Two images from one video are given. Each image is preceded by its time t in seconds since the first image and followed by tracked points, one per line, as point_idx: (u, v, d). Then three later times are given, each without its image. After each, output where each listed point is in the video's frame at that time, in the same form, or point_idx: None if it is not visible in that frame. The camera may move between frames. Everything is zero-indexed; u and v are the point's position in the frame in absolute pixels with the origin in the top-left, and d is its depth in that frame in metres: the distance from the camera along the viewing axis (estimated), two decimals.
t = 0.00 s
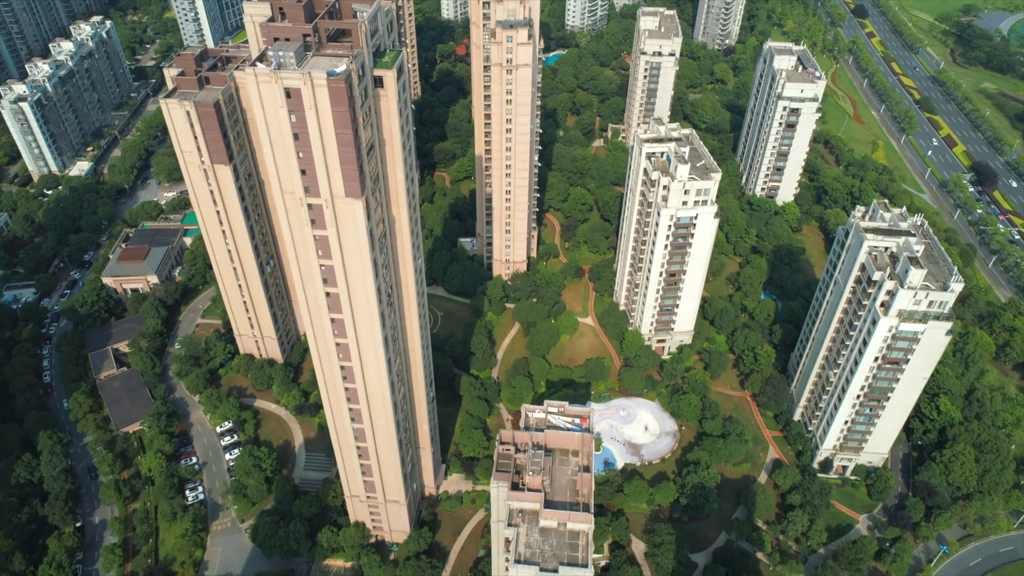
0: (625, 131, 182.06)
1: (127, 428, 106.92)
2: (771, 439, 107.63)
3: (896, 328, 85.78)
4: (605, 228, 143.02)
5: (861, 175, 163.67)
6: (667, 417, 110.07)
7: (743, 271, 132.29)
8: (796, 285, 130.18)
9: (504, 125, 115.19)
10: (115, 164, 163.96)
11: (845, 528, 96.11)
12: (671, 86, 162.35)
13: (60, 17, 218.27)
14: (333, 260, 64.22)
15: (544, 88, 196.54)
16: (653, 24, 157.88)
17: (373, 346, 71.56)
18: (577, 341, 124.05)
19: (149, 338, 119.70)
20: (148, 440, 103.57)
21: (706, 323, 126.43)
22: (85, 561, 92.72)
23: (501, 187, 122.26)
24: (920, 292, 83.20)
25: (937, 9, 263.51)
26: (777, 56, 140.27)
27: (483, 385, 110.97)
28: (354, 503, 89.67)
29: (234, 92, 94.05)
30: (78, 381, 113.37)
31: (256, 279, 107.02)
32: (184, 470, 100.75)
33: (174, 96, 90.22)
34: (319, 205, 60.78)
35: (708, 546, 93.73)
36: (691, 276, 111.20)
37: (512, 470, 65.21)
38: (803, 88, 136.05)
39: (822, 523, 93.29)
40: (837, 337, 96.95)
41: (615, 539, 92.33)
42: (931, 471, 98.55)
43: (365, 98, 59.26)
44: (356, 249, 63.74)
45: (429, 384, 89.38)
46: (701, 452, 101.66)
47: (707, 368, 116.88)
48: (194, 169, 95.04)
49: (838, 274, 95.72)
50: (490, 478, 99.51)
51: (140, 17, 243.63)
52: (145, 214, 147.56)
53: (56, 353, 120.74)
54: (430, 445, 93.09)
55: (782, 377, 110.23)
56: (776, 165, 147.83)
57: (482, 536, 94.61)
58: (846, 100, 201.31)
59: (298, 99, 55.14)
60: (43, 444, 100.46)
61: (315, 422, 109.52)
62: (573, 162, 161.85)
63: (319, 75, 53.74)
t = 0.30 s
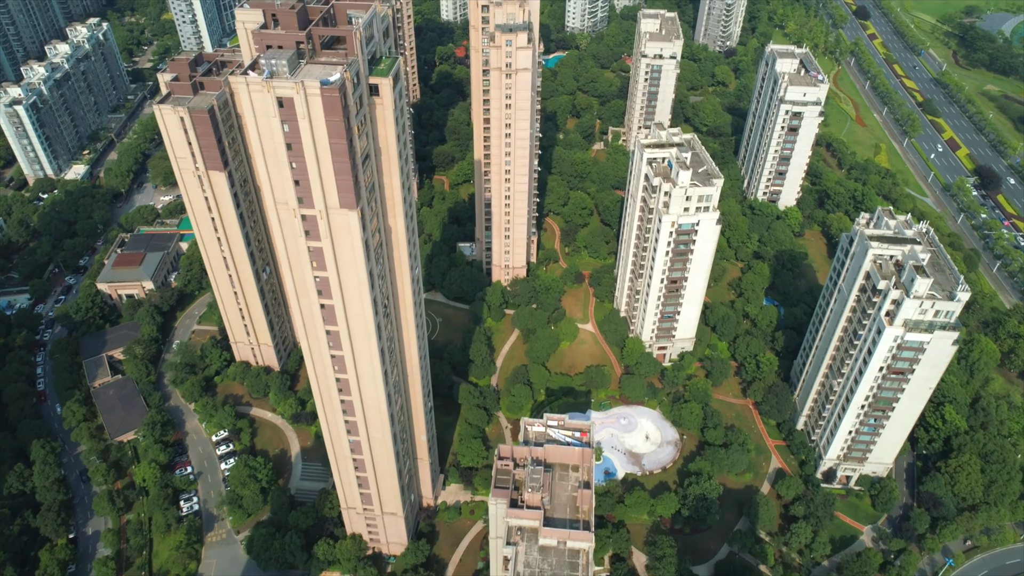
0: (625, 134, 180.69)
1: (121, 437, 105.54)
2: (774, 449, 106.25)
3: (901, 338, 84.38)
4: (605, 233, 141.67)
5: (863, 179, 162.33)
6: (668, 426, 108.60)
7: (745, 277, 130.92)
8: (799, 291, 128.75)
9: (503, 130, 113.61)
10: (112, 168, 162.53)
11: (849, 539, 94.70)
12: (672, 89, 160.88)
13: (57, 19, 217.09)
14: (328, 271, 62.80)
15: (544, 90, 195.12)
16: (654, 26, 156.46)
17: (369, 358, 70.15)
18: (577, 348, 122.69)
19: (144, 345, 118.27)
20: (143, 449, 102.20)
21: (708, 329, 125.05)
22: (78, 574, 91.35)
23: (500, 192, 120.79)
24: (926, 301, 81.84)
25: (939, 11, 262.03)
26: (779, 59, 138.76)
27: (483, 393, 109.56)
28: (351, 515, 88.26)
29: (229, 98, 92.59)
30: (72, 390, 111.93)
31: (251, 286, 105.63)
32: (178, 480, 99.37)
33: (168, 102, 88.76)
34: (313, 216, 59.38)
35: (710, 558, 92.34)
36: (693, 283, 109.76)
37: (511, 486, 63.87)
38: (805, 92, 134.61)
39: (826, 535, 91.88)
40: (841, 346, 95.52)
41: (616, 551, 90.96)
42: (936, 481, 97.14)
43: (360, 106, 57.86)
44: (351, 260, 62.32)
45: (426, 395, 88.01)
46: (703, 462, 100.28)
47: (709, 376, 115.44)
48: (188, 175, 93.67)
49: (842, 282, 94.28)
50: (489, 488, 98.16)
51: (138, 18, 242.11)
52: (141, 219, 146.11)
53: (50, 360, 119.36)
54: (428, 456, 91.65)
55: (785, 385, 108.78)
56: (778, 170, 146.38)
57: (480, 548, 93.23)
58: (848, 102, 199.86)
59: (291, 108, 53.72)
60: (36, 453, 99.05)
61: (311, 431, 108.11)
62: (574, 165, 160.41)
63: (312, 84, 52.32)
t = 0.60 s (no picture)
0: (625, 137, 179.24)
1: (115, 447, 104.07)
2: (777, 458, 104.87)
3: (907, 348, 82.90)
4: (606, 238, 140.27)
5: (866, 183, 160.98)
6: (669, 435, 107.18)
7: (747, 283, 129.47)
8: (802, 298, 127.32)
9: (502, 135, 111.97)
10: (108, 171, 161.10)
11: (853, 551, 93.32)
12: (673, 92, 159.36)
13: (53, 21, 215.70)
14: (322, 283, 61.37)
15: (543, 93, 193.61)
16: (655, 29, 154.88)
17: (365, 371, 68.68)
18: (577, 356, 121.26)
19: (139, 352, 116.86)
20: (137, 459, 100.82)
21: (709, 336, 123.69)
22: None
23: (499, 198, 119.22)
24: (932, 311, 80.38)
25: (941, 12, 260.68)
26: (782, 62, 137.08)
27: (482, 401, 108.15)
28: (347, 528, 86.81)
29: (223, 103, 91.17)
30: (66, 398, 110.49)
31: (247, 293, 104.18)
32: (172, 490, 97.97)
33: (161, 108, 87.33)
34: (307, 227, 57.92)
35: (711, 571, 90.95)
36: (694, 290, 108.33)
37: (509, 503, 62.51)
38: (808, 95, 133.28)
39: (829, 547, 90.48)
40: (845, 355, 94.03)
41: (617, 564, 89.57)
42: (941, 492, 95.67)
43: (355, 115, 56.40)
44: (346, 272, 60.87)
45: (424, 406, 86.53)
46: (704, 472, 98.87)
47: (711, 384, 114.01)
48: (182, 182, 92.25)
49: (847, 290, 92.85)
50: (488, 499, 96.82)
51: (136, 19, 240.59)
52: (137, 223, 144.65)
53: (43, 368, 117.96)
54: (426, 467, 90.22)
55: (788, 394, 107.33)
56: (781, 174, 144.80)
57: (479, 561, 91.83)
58: (850, 105, 198.41)
59: (283, 118, 52.30)
60: (28, 464, 97.63)
61: (308, 440, 106.73)
62: (574, 169, 158.91)
63: (304, 94, 50.90)
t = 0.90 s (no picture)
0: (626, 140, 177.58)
1: (107, 458, 102.48)
2: (780, 469, 103.28)
3: (913, 360, 81.29)
4: (606, 244, 138.68)
5: (869, 188, 159.46)
6: (671, 445, 105.59)
7: (749, 290, 127.92)
8: (804, 305, 125.66)
9: (501, 140, 110.41)
10: (103, 176, 159.54)
11: (858, 566, 91.67)
12: (674, 96, 157.88)
13: (50, 23, 214.36)
14: (315, 298, 59.76)
15: (543, 96, 192.07)
16: (656, 32, 153.45)
17: (360, 386, 67.06)
18: (577, 364, 119.69)
19: (133, 361, 115.25)
20: (130, 471, 99.21)
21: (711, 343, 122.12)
22: None
23: (498, 204, 117.64)
24: (939, 323, 78.77)
25: (943, 14, 259.11)
26: (784, 65, 135.68)
27: (480, 411, 106.55)
28: (343, 543, 85.11)
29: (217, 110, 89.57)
30: (58, 408, 108.87)
31: (242, 302, 102.56)
32: (166, 503, 96.35)
33: (154, 115, 85.72)
34: (299, 241, 56.27)
35: None
36: (696, 298, 106.71)
37: (508, 524, 60.80)
38: (811, 100, 132.06)
39: (834, 562, 88.83)
40: (850, 365, 92.36)
41: None
42: (947, 505, 93.98)
43: (348, 126, 54.80)
44: (340, 287, 59.28)
45: (421, 419, 84.88)
46: (707, 485, 97.24)
47: (713, 393, 112.37)
48: (175, 191, 90.74)
49: (851, 300, 91.22)
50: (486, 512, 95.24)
51: (133, 21, 238.98)
52: (132, 229, 143.04)
53: (36, 377, 116.35)
54: (423, 480, 88.56)
55: (791, 404, 105.66)
56: (783, 179, 143.11)
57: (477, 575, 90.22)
58: (853, 108, 196.80)
59: (274, 131, 50.71)
60: (19, 476, 96.04)
61: (304, 451, 105.13)
62: (574, 173, 157.18)
63: (295, 106, 49.33)
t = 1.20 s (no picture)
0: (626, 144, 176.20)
1: (101, 468, 101.01)
2: (782, 480, 101.89)
3: (919, 372, 79.88)
4: (607, 249, 137.28)
5: (871, 192, 158.14)
6: (672, 455, 104.15)
7: (751, 297, 126.53)
8: (807, 312, 124.22)
9: (500, 146, 108.85)
10: (99, 180, 158.00)
11: None
12: (675, 99, 156.42)
13: (47, 25, 213.09)
14: (309, 312, 58.32)
15: (543, 99, 190.68)
16: (657, 35, 152.12)
17: (355, 400, 65.61)
18: (577, 372, 118.23)
19: (128, 369, 113.79)
20: (123, 482, 97.71)
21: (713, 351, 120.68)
22: None
23: (497, 210, 116.11)
24: (946, 334, 77.35)
25: (945, 15, 257.70)
26: (786, 69, 134.34)
27: (479, 420, 105.14)
28: (338, 557, 83.60)
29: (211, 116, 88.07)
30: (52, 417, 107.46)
31: (236, 310, 101.13)
32: (159, 514, 94.93)
33: (147, 121, 84.23)
34: (292, 254, 54.83)
35: None
36: (698, 306, 105.29)
37: (506, 543, 59.35)
38: (814, 104, 130.40)
39: None
40: (854, 376, 90.87)
41: None
42: (954, 517, 92.51)
43: (342, 136, 53.36)
44: (334, 301, 57.85)
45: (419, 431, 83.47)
46: (709, 496, 95.77)
47: (714, 402, 110.92)
48: (169, 198, 89.36)
49: (856, 309, 89.77)
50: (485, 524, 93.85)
51: (130, 23, 237.51)
52: (128, 234, 141.51)
53: (30, 385, 114.92)
54: (420, 493, 87.12)
55: (794, 414, 104.18)
56: (785, 184, 141.56)
57: None
58: (855, 111, 195.34)
59: (265, 142, 49.25)
60: (11, 487, 94.56)
61: (300, 461, 103.72)
62: (574, 178, 155.74)
63: (287, 117, 47.90)
